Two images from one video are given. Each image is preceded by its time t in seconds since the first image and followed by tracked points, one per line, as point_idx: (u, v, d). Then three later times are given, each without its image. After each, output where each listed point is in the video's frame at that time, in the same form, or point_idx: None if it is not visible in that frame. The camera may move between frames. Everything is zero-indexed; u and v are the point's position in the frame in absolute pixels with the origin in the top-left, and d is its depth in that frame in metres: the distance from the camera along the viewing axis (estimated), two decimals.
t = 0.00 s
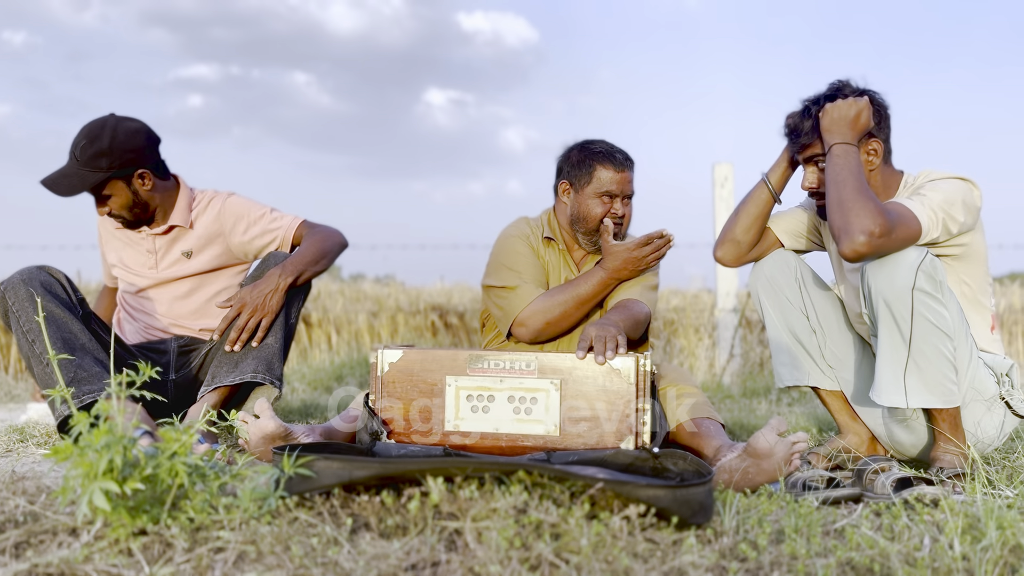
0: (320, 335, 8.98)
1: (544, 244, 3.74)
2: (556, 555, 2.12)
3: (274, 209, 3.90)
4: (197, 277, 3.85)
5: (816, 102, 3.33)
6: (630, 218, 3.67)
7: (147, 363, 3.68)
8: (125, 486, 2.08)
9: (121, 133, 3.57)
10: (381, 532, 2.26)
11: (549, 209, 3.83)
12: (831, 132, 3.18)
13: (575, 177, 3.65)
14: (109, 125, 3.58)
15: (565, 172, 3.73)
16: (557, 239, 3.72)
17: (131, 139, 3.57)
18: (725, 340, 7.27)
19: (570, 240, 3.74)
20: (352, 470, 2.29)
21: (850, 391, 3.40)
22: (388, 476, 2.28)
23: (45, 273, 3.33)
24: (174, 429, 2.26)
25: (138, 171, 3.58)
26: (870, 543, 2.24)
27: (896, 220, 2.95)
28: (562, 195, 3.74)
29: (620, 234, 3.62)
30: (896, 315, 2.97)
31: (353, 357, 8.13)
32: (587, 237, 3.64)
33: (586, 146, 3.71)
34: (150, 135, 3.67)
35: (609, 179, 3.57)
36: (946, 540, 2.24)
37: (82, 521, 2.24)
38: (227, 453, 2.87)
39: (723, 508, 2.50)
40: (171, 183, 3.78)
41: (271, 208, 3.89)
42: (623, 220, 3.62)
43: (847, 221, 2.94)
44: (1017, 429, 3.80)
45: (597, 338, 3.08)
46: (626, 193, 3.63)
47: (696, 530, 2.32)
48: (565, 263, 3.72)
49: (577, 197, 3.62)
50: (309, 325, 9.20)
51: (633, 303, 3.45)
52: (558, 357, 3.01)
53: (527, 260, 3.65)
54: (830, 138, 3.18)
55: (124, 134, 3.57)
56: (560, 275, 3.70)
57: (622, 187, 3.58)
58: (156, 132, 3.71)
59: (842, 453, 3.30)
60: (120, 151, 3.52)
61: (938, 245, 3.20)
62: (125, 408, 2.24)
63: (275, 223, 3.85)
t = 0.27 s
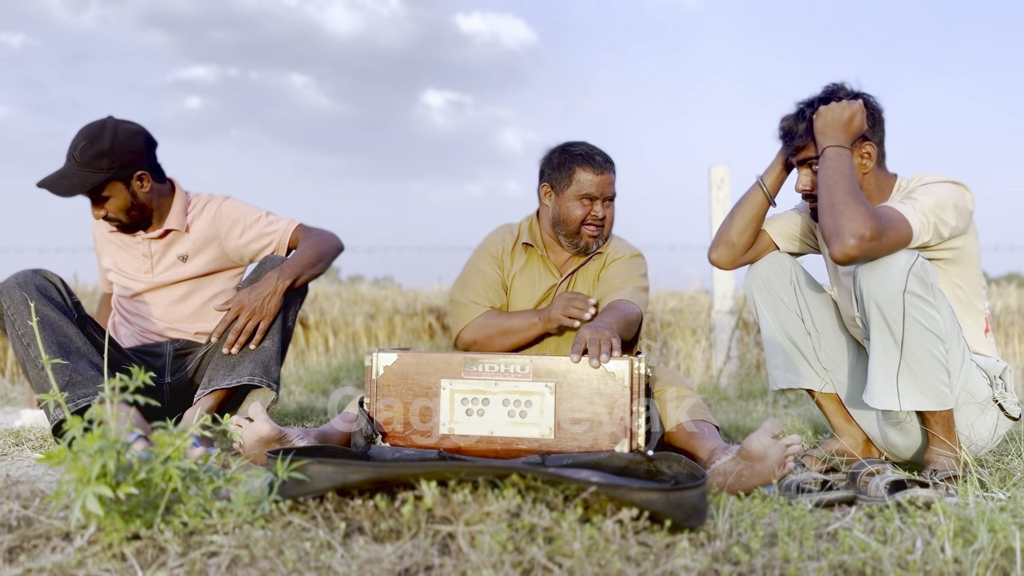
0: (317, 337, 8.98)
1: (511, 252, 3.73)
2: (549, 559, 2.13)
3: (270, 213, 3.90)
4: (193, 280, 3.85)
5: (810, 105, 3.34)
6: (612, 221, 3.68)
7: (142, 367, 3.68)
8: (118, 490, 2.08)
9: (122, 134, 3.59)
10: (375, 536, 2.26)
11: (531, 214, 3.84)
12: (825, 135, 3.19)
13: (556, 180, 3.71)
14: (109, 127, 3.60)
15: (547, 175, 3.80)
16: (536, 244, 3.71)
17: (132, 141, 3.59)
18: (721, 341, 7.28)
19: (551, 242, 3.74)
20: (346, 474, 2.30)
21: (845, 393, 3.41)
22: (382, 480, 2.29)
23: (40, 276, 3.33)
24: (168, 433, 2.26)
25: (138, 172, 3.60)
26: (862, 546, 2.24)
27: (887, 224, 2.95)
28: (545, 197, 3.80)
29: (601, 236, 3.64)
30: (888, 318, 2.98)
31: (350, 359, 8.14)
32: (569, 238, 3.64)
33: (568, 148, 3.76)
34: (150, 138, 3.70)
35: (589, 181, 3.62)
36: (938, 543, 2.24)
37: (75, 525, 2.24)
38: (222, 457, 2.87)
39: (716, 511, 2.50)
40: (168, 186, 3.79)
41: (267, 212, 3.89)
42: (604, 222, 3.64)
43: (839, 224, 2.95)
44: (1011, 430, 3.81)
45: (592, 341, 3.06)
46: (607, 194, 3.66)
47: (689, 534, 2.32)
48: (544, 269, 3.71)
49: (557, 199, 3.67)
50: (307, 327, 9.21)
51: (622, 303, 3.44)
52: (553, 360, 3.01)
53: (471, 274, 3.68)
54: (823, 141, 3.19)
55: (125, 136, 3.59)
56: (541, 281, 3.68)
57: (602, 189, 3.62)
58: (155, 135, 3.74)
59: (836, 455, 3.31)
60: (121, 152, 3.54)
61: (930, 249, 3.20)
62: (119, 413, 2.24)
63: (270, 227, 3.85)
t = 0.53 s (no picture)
0: (315, 339, 8.99)
1: (476, 259, 3.75)
2: (546, 560, 2.13)
3: (266, 214, 3.90)
4: (190, 282, 3.85)
5: (809, 106, 3.35)
6: (581, 219, 3.68)
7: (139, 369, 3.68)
8: (115, 493, 2.08)
9: (125, 131, 3.63)
10: (371, 538, 2.26)
11: (503, 218, 3.85)
12: (823, 136, 3.20)
13: (524, 184, 3.72)
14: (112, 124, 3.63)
15: (515, 179, 3.81)
16: (506, 248, 3.72)
17: (136, 137, 3.64)
18: (719, 343, 7.28)
19: (522, 244, 3.73)
20: (342, 476, 2.30)
21: (843, 394, 3.41)
22: (378, 482, 2.29)
23: (36, 279, 3.33)
24: (164, 435, 2.26)
25: (143, 168, 3.63)
26: (858, 548, 2.25)
27: (884, 225, 2.96)
28: (514, 200, 3.84)
29: (571, 236, 3.63)
30: (885, 319, 2.98)
31: (347, 361, 8.13)
32: (539, 240, 3.64)
33: (534, 150, 3.77)
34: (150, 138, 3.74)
35: (556, 183, 3.61)
36: (933, 544, 2.25)
37: (72, 528, 2.24)
38: (219, 459, 2.87)
39: (713, 512, 2.51)
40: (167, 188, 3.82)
41: (263, 213, 3.89)
42: (573, 222, 3.63)
43: (836, 225, 2.96)
44: (1008, 431, 3.82)
45: (587, 343, 3.08)
46: (575, 195, 3.65)
47: (686, 535, 2.33)
48: (515, 270, 3.71)
49: (526, 202, 3.67)
50: (304, 328, 9.21)
51: (608, 300, 3.46)
52: (550, 362, 3.02)
53: (437, 288, 3.75)
54: (821, 142, 3.20)
55: (129, 132, 3.63)
56: (514, 283, 3.68)
57: (569, 189, 3.61)
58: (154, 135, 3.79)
59: (832, 456, 3.32)
60: (127, 147, 3.58)
61: (928, 250, 3.21)
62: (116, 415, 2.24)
63: (266, 228, 3.85)
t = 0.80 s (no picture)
0: (313, 340, 8.99)
1: (463, 263, 3.75)
2: (544, 562, 2.13)
3: (262, 214, 3.91)
4: (188, 283, 3.86)
5: (809, 106, 3.35)
6: (564, 217, 3.66)
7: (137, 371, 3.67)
8: (113, 494, 2.08)
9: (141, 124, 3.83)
10: (370, 540, 2.26)
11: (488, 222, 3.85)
12: (825, 136, 3.20)
13: (505, 186, 3.73)
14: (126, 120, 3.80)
15: (497, 182, 3.83)
16: (491, 251, 3.72)
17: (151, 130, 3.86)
18: (717, 345, 7.28)
19: (507, 246, 3.73)
20: (340, 478, 2.30)
21: (841, 396, 3.41)
22: (376, 484, 2.29)
23: (31, 282, 3.33)
24: (163, 436, 2.25)
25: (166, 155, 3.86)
26: (857, 549, 2.25)
27: (884, 226, 2.96)
28: (496, 202, 3.85)
29: (554, 234, 3.63)
30: (885, 320, 2.98)
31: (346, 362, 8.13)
32: (522, 241, 3.63)
33: (514, 152, 3.78)
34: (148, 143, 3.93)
35: (535, 182, 3.62)
36: (932, 546, 2.25)
37: (70, 529, 2.24)
38: (217, 461, 2.87)
39: (711, 514, 2.51)
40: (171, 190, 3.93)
41: (259, 213, 3.89)
42: (555, 221, 3.63)
43: (836, 225, 2.96)
44: (1007, 433, 3.82)
45: (585, 344, 3.07)
46: (555, 194, 3.65)
47: (684, 537, 2.33)
48: (502, 274, 3.70)
49: (507, 204, 3.68)
50: (303, 330, 9.20)
51: (602, 296, 3.45)
52: (548, 363, 3.01)
53: (427, 294, 3.75)
54: (823, 142, 3.20)
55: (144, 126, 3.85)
56: (500, 286, 3.67)
57: (548, 189, 3.62)
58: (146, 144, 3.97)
59: (831, 458, 3.32)
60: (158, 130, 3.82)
61: (927, 251, 3.21)
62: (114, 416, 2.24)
63: (263, 228, 3.85)
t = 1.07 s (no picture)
0: (313, 341, 9.00)
1: (467, 264, 3.76)
2: (545, 562, 2.13)
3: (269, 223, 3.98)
4: (193, 286, 3.88)
5: (813, 106, 3.36)
6: (573, 220, 3.68)
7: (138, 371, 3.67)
8: (114, 494, 2.08)
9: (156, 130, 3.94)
10: (371, 540, 2.26)
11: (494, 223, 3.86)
12: (828, 136, 3.21)
13: (513, 187, 3.73)
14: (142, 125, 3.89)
15: (504, 183, 3.82)
16: (496, 252, 3.73)
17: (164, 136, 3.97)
18: (717, 346, 7.27)
19: (512, 247, 3.74)
20: (342, 478, 2.30)
21: (841, 397, 3.41)
22: (378, 484, 2.29)
23: (70, 265, 3.32)
24: (164, 437, 2.25)
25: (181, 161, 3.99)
26: (857, 550, 2.26)
27: (886, 227, 2.97)
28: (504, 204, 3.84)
29: (563, 236, 3.64)
30: (886, 321, 2.99)
31: (346, 363, 8.13)
32: (530, 242, 3.64)
33: (522, 153, 3.78)
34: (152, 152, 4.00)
35: (545, 184, 3.63)
36: (932, 547, 2.25)
37: (72, 529, 2.24)
38: (218, 461, 2.87)
39: (712, 514, 2.51)
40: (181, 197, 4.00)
41: (266, 222, 3.97)
42: (564, 223, 3.64)
43: (839, 226, 2.97)
44: (1006, 435, 3.83)
45: (585, 344, 3.08)
46: (565, 197, 3.66)
47: (685, 537, 2.33)
48: (507, 275, 3.71)
49: (516, 205, 3.68)
50: (302, 331, 9.20)
51: (605, 302, 3.46)
52: (549, 364, 3.02)
53: (430, 293, 3.75)
54: (826, 142, 3.21)
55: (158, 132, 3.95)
56: (505, 287, 3.68)
57: (559, 191, 3.63)
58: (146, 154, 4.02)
59: (831, 459, 3.33)
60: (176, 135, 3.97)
61: (927, 253, 3.22)
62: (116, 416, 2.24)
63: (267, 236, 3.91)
